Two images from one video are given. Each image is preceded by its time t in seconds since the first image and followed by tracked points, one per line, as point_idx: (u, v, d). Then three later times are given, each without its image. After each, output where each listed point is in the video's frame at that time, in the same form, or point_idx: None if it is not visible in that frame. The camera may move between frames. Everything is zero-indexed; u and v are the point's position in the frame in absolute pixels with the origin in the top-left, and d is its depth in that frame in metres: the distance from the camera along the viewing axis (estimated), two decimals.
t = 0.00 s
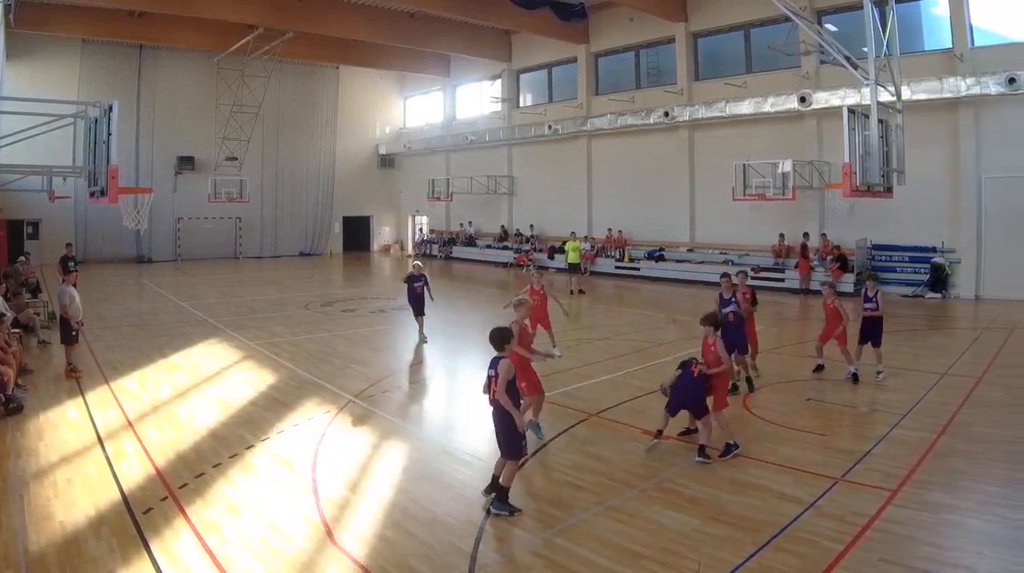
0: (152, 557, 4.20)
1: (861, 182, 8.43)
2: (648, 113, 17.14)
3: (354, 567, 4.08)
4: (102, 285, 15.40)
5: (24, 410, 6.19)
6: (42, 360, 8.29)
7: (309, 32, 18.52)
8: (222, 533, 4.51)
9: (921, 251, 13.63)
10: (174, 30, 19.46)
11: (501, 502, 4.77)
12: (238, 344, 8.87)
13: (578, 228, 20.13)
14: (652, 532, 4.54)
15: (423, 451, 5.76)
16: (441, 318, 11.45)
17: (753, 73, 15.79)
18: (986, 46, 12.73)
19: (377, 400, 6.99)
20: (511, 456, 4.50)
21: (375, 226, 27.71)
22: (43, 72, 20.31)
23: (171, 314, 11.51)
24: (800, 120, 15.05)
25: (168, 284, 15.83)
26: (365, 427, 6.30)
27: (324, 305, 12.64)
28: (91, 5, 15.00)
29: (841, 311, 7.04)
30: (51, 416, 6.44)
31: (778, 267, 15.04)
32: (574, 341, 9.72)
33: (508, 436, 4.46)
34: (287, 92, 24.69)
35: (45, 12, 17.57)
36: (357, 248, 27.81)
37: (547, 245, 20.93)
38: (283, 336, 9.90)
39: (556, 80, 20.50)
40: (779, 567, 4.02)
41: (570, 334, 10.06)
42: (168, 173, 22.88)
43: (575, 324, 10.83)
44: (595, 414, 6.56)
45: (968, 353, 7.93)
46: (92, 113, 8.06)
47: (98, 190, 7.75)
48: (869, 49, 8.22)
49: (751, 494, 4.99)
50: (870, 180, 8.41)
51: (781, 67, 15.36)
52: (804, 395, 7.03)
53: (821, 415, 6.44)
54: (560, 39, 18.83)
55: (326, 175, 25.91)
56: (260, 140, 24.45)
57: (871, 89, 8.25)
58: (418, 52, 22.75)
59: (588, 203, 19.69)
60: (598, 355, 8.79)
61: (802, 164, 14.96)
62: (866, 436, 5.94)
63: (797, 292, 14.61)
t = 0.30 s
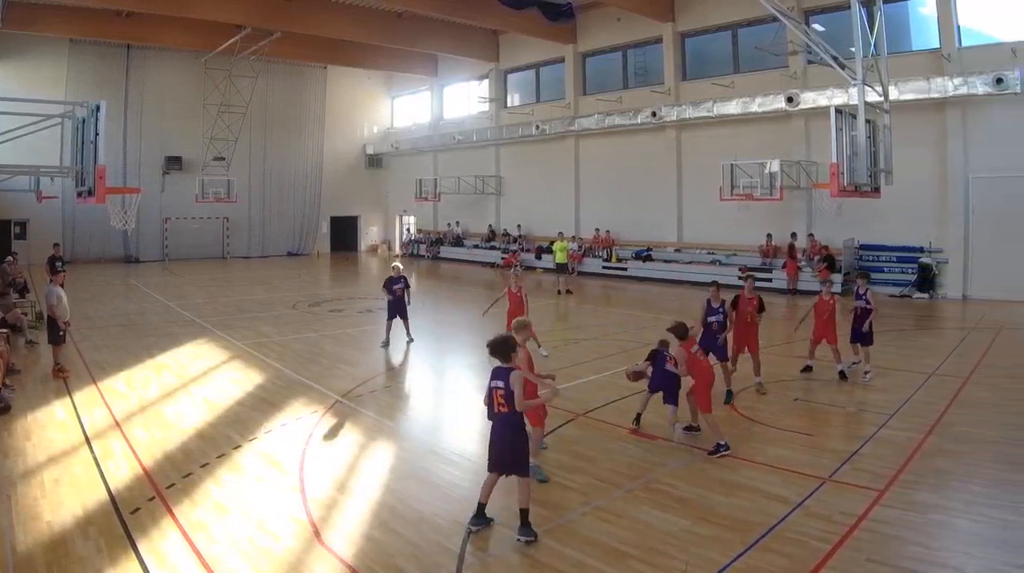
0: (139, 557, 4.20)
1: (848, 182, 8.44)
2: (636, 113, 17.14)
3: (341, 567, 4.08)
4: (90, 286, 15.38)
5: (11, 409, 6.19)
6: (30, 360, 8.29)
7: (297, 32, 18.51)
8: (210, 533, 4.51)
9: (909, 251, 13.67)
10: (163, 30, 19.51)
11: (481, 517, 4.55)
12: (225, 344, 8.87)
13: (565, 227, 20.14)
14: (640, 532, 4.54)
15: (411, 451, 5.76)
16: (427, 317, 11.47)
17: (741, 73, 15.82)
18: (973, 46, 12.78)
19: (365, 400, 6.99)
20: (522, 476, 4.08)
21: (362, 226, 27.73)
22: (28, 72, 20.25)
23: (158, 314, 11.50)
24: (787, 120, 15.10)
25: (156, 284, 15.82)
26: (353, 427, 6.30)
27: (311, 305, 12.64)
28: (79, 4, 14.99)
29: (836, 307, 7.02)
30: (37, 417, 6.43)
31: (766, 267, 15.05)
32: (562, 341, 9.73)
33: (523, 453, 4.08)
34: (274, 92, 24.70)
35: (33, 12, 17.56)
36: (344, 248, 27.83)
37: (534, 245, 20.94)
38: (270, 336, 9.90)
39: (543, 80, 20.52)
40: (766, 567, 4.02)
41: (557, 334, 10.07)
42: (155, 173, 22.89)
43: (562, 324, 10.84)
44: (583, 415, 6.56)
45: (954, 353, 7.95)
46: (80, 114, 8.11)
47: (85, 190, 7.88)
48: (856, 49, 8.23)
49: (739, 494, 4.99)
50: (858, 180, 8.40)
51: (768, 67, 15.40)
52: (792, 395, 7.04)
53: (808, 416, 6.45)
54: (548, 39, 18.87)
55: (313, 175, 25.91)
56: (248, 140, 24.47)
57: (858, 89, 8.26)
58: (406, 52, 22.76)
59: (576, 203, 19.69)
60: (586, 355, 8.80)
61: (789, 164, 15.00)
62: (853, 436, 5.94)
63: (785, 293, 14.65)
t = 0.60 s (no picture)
0: (128, 557, 4.20)
1: (837, 182, 8.44)
2: (624, 113, 17.14)
3: (329, 567, 4.07)
4: (79, 286, 15.38)
5: None
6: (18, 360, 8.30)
7: (285, 32, 18.49)
8: (198, 533, 4.51)
9: (897, 251, 13.71)
10: (151, 30, 19.52)
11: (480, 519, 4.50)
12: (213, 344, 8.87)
13: (554, 228, 20.13)
14: (628, 532, 4.55)
15: (399, 451, 5.76)
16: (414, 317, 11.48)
17: (730, 73, 15.84)
18: (961, 47, 12.83)
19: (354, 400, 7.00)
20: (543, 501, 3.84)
21: (351, 226, 27.73)
22: (16, 72, 20.32)
23: (147, 314, 11.50)
24: (775, 120, 15.14)
25: (144, 284, 15.83)
26: (341, 428, 6.30)
27: (299, 305, 12.64)
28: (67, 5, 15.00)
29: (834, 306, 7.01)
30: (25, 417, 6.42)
31: (755, 267, 15.04)
32: (550, 341, 9.74)
33: (544, 477, 3.85)
34: (262, 92, 24.70)
35: (22, 12, 17.56)
36: (332, 249, 27.82)
37: (523, 245, 20.94)
38: (259, 336, 9.91)
39: (531, 80, 20.53)
40: (754, 567, 4.02)
41: (545, 334, 10.08)
42: (144, 173, 22.90)
43: (550, 324, 10.84)
44: (572, 415, 6.57)
45: (943, 353, 7.95)
46: (69, 113, 8.19)
47: (73, 190, 7.95)
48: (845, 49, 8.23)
49: (729, 494, 4.99)
50: (847, 180, 8.36)
51: (757, 67, 15.43)
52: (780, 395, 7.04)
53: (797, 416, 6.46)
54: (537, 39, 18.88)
55: (302, 175, 25.91)
56: (236, 140, 24.48)
57: (847, 89, 8.27)
58: (394, 52, 22.77)
59: (565, 203, 19.68)
60: (575, 356, 8.81)
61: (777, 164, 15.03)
62: (842, 436, 5.94)
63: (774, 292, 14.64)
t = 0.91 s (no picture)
0: (115, 557, 4.20)
1: (824, 182, 8.45)
2: (611, 113, 17.17)
3: (317, 567, 4.07)
4: (67, 286, 15.38)
5: None
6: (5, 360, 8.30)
7: (271, 32, 18.45)
8: (186, 532, 4.51)
9: (884, 251, 13.78)
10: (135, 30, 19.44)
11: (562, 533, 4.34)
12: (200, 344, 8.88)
13: (541, 228, 20.12)
14: (614, 531, 4.55)
15: (386, 450, 5.77)
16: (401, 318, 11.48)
17: (717, 73, 15.86)
18: (949, 46, 12.87)
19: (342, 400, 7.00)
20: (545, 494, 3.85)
21: (338, 226, 27.74)
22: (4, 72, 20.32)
23: (135, 315, 11.50)
24: (763, 119, 15.17)
25: (131, 284, 15.84)
26: (329, 428, 6.30)
27: (287, 305, 12.64)
28: (56, 5, 15.02)
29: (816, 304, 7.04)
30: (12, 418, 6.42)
31: (742, 267, 15.06)
32: (537, 341, 9.76)
33: (553, 471, 3.89)
34: (249, 92, 24.70)
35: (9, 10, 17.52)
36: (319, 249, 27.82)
37: (510, 245, 20.94)
38: (247, 335, 9.91)
39: (519, 80, 20.54)
40: (741, 567, 4.01)
41: (532, 335, 10.08)
42: (131, 172, 22.93)
43: (536, 324, 10.85)
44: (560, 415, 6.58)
45: (930, 353, 7.96)
46: (56, 114, 8.27)
47: (61, 189, 8.02)
48: (832, 49, 8.24)
49: (716, 494, 4.99)
50: (834, 180, 8.39)
51: (744, 67, 15.45)
52: (766, 395, 7.06)
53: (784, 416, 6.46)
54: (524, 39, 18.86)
55: (289, 175, 25.93)
56: (224, 140, 24.48)
57: (834, 88, 8.29)
58: (382, 52, 22.74)
59: (553, 203, 19.66)
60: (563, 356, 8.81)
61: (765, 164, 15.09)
62: (830, 435, 5.95)
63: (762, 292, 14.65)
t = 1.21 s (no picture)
0: (103, 557, 4.20)
1: (812, 183, 8.47)
2: (599, 113, 17.20)
3: (304, 567, 4.07)
4: (53, 286, 15.36)
5: None
6: None
7: (258, 32, 18.43)
8: (173, 532, 4.51)
9: (872, 251, 13.82)
10: (121, 29, 19.38)
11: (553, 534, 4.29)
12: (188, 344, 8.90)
13: (529, 228, 20.11)
14: (601, 531, 4.55)
15: (373, 450, 5.77)
16: (388, 317, 11.47)
17: (705, 73, 15.88)
18: (936, 46, 12.91)
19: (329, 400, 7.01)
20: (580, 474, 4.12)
21: (326, 226, 27.74)
22: None
23: (122, 315, 11.50)
24: (750, 119, 15.20)
25: (118, 284, 15.84)
26: (317, 428, 6.30)
27: (274, 305, 12.64)
28: (44, 5, 15.03)
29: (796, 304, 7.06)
30: None
31: (729, 267, 15.08)
32: (523, 341, 9.77)
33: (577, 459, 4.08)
34: (236, 91, 24.70)
35: None
36: (307, 249, 27.84)
37: (497, 245, 20.94)
38: (235, 335, 9.91)
39: (506, 80, 20.56)
40: (728, 567, 4.01)
41: (518, 335, 10.09)
42: (118, 172, 22.93)
43: (522, 324, 10.86)
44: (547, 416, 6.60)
45: (918, 353, 7.96)
46: (44, 113, 8.32)
47: (49, 189, 8.06)
48: (820, 49, 8.25)
49: (704, 494, 4.98)
50: (821, 180, 8.39)
51: (731, 67, 15.47)
52: (753, 395, 7.07)
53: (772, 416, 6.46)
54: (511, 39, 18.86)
55: (277, 175, 25.93)
56: (211, 140, 24.49)
57: (821, 89, 8.31)
58: (369, 51, 22.74)
59: (541, 204, 19.67)
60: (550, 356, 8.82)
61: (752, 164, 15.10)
62: (817, 435, 5.96)
63: (749, 292, 14.67)
